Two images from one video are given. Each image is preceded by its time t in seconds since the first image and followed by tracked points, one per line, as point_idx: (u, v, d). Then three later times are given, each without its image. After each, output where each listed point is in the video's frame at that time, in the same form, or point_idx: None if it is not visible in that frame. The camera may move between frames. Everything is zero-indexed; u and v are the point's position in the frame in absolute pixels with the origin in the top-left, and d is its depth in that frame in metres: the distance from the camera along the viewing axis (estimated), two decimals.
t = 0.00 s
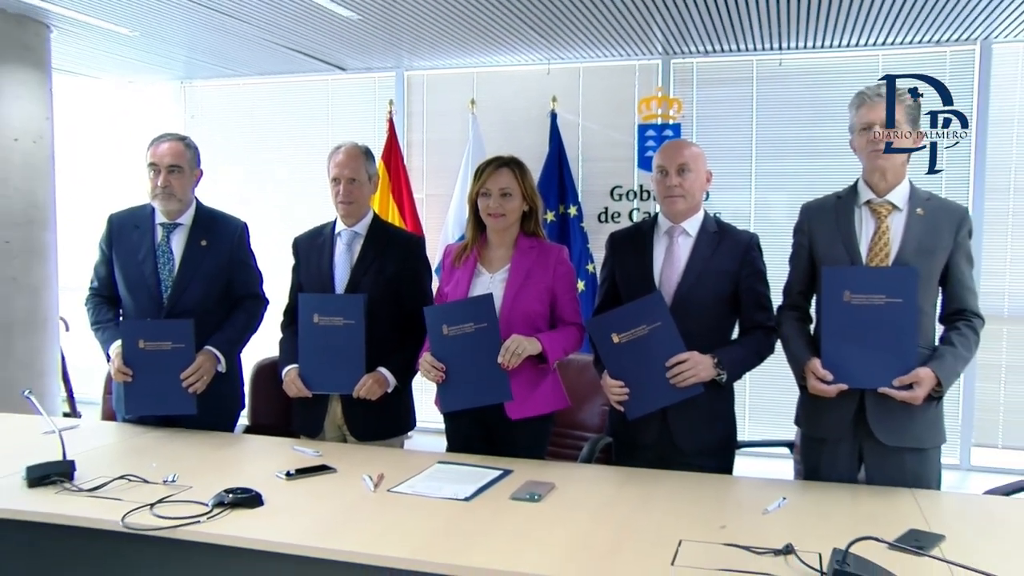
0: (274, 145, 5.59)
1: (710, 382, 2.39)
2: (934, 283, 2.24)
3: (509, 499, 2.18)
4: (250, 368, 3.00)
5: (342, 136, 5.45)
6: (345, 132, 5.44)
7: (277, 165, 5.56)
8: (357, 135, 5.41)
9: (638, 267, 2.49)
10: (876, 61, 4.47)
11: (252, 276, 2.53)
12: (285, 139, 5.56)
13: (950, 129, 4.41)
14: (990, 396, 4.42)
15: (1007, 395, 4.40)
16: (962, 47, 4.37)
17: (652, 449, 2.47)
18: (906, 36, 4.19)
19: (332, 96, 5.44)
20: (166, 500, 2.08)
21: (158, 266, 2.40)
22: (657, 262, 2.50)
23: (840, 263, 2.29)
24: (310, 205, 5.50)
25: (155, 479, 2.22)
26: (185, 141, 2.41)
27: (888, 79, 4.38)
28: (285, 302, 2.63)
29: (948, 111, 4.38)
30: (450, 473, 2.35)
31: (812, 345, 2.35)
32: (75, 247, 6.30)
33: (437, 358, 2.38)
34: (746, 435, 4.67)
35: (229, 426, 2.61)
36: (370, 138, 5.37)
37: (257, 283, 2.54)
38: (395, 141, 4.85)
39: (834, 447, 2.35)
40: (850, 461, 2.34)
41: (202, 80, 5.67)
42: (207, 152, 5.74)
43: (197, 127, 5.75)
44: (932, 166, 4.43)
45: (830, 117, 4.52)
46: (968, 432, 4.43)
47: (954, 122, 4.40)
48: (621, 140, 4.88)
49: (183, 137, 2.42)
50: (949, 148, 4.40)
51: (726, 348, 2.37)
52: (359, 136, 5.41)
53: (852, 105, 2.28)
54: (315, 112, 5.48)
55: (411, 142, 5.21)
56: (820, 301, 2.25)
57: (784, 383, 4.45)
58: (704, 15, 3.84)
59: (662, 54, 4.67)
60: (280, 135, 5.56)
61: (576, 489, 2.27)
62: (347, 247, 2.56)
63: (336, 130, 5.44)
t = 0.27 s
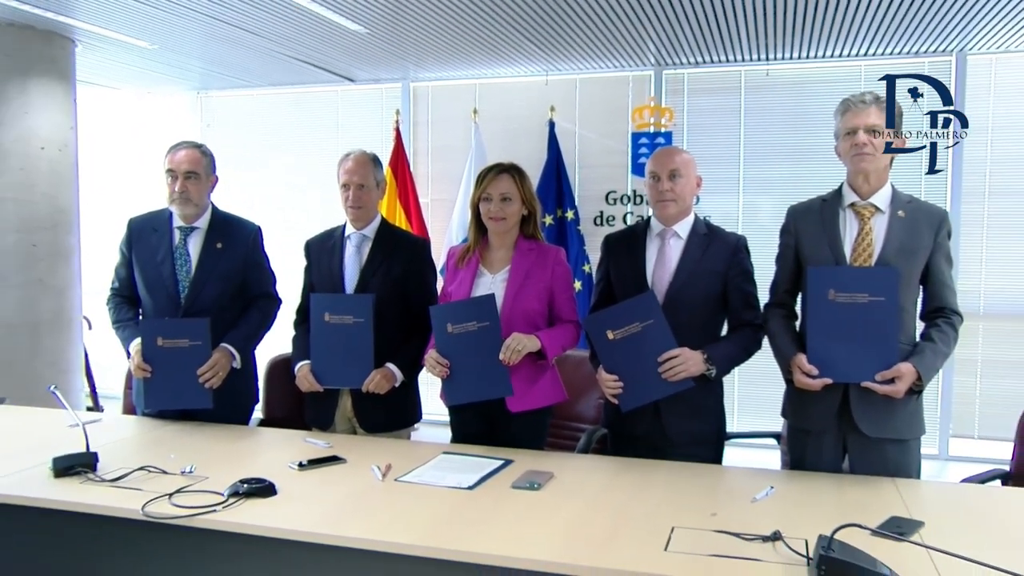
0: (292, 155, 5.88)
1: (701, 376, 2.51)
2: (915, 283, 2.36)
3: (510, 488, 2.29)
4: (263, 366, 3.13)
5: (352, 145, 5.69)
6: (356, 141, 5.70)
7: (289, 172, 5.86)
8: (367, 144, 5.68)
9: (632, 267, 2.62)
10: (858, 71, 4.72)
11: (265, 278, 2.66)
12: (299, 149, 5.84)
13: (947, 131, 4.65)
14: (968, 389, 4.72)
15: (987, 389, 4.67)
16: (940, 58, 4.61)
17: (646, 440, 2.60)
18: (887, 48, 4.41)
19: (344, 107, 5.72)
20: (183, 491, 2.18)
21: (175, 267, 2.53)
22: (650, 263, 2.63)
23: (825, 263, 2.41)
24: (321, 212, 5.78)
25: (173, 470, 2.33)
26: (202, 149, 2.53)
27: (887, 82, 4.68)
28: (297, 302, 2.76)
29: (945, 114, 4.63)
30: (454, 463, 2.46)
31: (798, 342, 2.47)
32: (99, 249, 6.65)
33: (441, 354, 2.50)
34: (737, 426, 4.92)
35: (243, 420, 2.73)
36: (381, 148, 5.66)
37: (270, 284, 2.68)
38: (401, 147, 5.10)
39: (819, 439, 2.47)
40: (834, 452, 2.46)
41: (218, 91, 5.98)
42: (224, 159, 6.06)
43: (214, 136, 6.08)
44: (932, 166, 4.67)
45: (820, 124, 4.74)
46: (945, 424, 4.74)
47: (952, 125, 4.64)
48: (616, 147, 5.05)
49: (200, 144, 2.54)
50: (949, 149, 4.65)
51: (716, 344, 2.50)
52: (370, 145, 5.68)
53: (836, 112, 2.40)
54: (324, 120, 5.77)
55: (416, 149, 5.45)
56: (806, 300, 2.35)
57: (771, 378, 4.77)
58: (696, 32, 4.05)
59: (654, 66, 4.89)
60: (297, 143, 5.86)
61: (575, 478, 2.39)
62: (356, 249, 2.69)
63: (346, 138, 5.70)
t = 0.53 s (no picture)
0: (293, 158, 5.98)
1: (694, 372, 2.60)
2: (902, 283, 2.45)
3: (510, 480, 2.36)
4: (270, 364, 3.22)
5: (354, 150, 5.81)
6: (357, 146, 5.81)
7: (292, 176, 5.97)
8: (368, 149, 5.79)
9: (627, 267, 2.71)
10: (846, 78, 4.86)
11: (273, 278, 2.75)
12: (302, 153, 5.95)
13: (947, 133, 4.79)
14: (952, 384, 4.90)
15: (968, 384, 4.88)
16: (925, 65, 4.77)
17: (641, 434, 2.68)
18: (875, 55, 4.54)
19: (345, 113, 5.83)
20: (193, 483, 2.23)
21: (186, 267, 2.61)
22: (645, 263, 2.72)
23: (815, 263, 2.49)
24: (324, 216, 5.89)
25: (184, 463, 2.40)
26: (211, 153, 2.62)
27: (886, 82, 4.80)
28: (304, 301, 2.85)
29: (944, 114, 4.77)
30: (456, 457, 2.54)
31: (789, 339, 2.55)
32: (105, 251, 6.79)
33: (444, 351, 2.59)
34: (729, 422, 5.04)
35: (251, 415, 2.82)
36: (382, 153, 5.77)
37: (277, 284, 2.76)
38: (404, 151, 5.23)
39: (809, 433, 2.55)
40: (824, 445, 2.55)
41: (226, 98, 6.11)
42: (230, 163, 6.18)
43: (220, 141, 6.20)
44: (932, 166, 4.79)
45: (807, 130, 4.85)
46: (931, 419, 4.90)
47: (951, 126, 4.78)
48: (611, 150, 5.16)
49: (210, 149, 2.62)
50: (948, 149, 4.80)
51: (709, 341, 2.58)
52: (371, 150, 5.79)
53: (825, 117, 2.50)
54: (328, 126, 5.87)
55: (417, 153, 5.54)
56: (797, 299, 2.42)
57: (762, 375, 4.93)
58: (689, 41, 4.18)
59: (648, 74, 5.00)
60: (297, 148, 5.96)
61: (572, 471, 2.46)
62: (361, 250, 2.78)
63: (349, 143, 5.82)
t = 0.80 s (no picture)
0: (292, 157, 5.98)
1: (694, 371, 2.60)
2: (902, 283, 2.44)
3: (509, 479, 2.36)
4: (269, 363, 3.22)
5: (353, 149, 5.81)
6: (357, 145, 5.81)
7: (292, 175, 5.97)
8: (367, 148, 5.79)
9: (627, 266, 2.71)
10: (846, 77, 4.86)
11: (272, 277, 2.75)
12: (301, 152, 5.95)
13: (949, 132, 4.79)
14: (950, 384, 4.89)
15: (966, 383, 4.89)
16: (924, 64, 4.77)
17: (641, 433, 2.68)
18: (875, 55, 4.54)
19: (344, 112, 5.82)
20: (192, 482, 2.23)
21: (185, 266, 2.61)
22: (645, 262, 2.71)
23: (815, 262, 2.49)
24: (323, 215, 5.88)
25: (183, 462, 2.40)
26: (211, 152, 2.61)
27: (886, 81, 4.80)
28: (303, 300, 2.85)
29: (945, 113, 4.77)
30: (455, 456, 2.54)
31: (788, 338, 2.55)
32: (105, 249, 6.79)
33: (443, 350, 2.59)
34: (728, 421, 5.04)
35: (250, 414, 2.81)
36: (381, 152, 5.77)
37: (277, 282, 2.76)
38: (403, 151, 5.22)
39: (809, 432, 2.55)
40: (824, 444, 2.55)
41: (226, 96, 6.11)
42: (229, 162, 6.18)
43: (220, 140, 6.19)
44: (932, 166, 4.80)
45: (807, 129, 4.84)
46: (929, 418, 4.91)
47: (953, 125, 4.78)
48: (611, 149, 5.16)
49: (209, 147, 2.62)
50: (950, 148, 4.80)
51: (708, 340, 2.58)
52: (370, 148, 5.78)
53: (825, 117, 2.49)
54: (327, 124, 5.87)
55: (417, 152, 5.54)
56: (796, 297, 2.42)
57: (762, 374, 4.93)
58: (689, 40, 4.17)
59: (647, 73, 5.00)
60: (297, 147, 5.96)
61: (572, 470, 2.46)
62: (361, 249, 2.78)
63: (348, 141, 5.81)
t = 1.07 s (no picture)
0: (291, 157, 5.98)
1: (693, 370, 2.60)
2: (901, 283, 2.45)
3: (508, 479, 2.36)
4: (268, 363, 3.22)
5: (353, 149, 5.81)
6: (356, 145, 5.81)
7: (291, 174, 5.97)
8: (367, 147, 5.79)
9: (627, 266, 2.71)
10: (845, 77, 4.86)
11: (272, 276, 2.75)
12: (301, 151, 5.95)
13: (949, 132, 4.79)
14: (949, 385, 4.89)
15: (965, 383, 4.89)
16: (924, 64, 4.77)
17: (640, 433, 2.68)
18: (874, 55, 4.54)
19: (344, 112, 5.82)
20: (191, 482, 2.23)
21: (185, 265, 2.61)
22: (645, 262, 2.71)
23: (814, 262, 2.49)
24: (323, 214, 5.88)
25: (181, 462, 2.40)
26: (210, 150, 2.61)
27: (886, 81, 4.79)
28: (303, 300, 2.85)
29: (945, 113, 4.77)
30: (454, 455, 2.54)
31: (788, 338, 2.55)
32: (105, 248, 6.79)
33: (443, 349, 2.58)
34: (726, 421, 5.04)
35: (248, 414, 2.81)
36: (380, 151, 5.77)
37: (276, 281, 2.76)
38: (402, 150, 5.22)
39: (808, 432, 2.55)
40: (823, 444, 2.55)
41: (225, 95, 6.11)
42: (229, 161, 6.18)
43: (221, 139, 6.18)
44: (932, 166, 4.80)
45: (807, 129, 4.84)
46: (928, 418, 4.91)
47: (953, 125, 4.78)
48: (611, 149, 5.16)
49: (208, 146, 2.62)
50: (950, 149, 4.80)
51: (708, 340, 2.58)
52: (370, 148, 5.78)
53: (824, 117, 2.49)
54: (327, 124, 5.87)
55: (417, 151, 5.54)
56: (796, 296, 2.42)
57: (761, 374, 4.93)
58: (689, 40, 4.17)
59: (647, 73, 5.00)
60: (296, 147, 5.96)
61: (571, 470, 2.46)
62: (360, 248, 2.78)
63: (347, 140, 5.81)
